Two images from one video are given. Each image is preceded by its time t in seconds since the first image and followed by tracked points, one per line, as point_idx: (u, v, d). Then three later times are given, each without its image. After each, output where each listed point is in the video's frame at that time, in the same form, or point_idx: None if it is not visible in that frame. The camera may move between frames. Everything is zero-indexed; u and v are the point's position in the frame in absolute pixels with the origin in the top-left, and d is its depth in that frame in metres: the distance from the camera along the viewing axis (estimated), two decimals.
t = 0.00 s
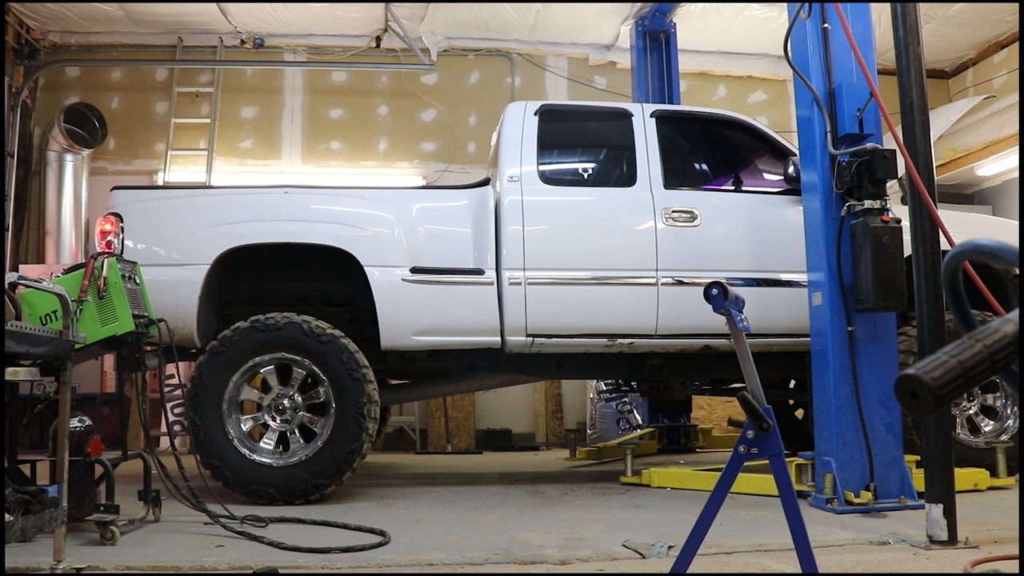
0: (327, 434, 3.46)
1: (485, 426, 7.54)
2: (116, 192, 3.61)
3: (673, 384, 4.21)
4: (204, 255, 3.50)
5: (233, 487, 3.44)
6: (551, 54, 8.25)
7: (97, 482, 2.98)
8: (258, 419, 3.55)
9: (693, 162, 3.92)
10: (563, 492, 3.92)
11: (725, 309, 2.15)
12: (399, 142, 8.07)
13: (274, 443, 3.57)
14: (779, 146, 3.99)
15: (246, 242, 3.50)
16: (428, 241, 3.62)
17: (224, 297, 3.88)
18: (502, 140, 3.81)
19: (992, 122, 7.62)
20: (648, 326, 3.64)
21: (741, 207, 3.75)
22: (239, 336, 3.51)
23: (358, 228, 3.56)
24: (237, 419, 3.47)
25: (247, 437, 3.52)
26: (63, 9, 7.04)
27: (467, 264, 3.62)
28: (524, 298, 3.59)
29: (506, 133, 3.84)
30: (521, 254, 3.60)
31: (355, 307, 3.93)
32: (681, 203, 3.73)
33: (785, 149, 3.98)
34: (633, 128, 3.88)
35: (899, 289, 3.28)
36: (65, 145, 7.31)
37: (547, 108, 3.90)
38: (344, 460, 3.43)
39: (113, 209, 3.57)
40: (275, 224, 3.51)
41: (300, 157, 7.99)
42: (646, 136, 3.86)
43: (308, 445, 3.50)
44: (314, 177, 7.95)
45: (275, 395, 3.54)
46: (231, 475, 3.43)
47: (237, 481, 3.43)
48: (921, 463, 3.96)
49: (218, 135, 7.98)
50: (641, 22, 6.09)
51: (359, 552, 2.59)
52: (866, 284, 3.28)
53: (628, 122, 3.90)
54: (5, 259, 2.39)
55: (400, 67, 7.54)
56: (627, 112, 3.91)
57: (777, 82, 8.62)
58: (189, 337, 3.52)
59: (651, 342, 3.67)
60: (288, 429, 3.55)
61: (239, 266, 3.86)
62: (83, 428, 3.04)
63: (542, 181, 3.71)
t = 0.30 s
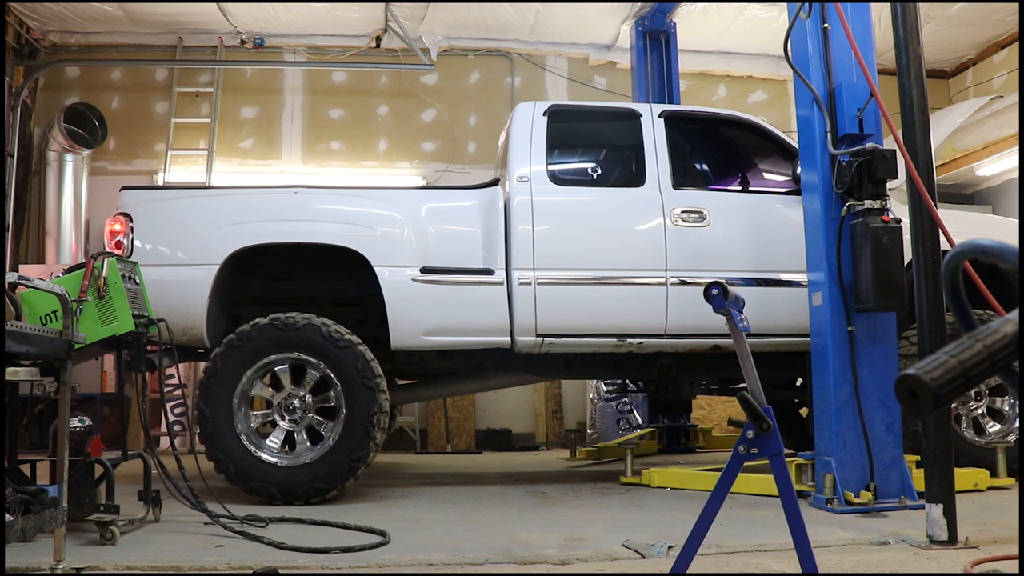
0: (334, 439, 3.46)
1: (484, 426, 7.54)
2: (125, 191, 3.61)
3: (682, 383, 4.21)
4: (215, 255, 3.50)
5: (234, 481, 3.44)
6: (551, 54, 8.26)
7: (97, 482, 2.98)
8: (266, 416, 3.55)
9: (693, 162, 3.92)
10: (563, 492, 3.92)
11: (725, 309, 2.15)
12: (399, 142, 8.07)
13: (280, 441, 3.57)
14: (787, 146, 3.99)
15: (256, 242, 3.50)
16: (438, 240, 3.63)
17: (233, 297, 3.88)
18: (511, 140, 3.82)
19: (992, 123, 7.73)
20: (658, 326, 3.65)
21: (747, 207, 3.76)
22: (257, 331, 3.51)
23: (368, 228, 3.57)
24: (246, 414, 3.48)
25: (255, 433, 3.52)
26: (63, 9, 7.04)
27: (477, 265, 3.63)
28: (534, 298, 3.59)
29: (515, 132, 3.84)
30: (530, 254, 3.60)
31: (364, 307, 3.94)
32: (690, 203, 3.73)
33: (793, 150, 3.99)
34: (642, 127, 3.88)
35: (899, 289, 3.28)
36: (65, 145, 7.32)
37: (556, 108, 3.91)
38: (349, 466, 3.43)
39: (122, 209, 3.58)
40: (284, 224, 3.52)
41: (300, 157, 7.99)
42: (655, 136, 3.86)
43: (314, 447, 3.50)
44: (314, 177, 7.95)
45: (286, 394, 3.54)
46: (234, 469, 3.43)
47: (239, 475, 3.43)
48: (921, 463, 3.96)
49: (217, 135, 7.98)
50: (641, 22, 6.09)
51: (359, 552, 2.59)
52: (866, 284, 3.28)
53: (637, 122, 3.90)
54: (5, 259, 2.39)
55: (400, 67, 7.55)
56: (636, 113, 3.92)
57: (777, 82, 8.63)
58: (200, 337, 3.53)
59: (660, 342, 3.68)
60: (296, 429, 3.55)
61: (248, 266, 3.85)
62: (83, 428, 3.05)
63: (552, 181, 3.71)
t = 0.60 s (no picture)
0: (340, 443, 3.46)
1: (485, 426, 7.54)
2: (133, 191, 3.61)
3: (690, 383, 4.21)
4: (223, 255, 3.50)
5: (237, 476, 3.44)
6: (551, 54, 8.26)
7: (97, 482, 2.98)
8: (274, 414, 3.55)
9: (694, 162, 3.91)
10: (563, 492, 3.92)
11: (725, 309, 2.15)
12: (399, 141, 8.07)
13: (286, 441, 3.57)
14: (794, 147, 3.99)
15: (265, 242, 3.50)
16: (447, 239, 3.63)
17: (241, 297, 3.87)
18: (520, 139, 3.82)
19: (992, 122, 7.65)
20: (666, 326, 3.64)
21: (752, 205, 3.77)
22: (274, 329, 3.52)
23: (377, 228, 3.57)
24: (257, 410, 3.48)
25: (262, 430, 3.52)
26: (63, 9, 7.04)
27: (486, 265, 3.63)
28: (543, 298, 3.59)
29: (522, 133, 3.84)
30: (539, 254, 3.60)
31: (371, 307, 3.94)
32: (698, 203, 3.73)
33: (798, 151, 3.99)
34: (650, 128, 3.89)
35: (899, 289, 3.28)
36: (65, 145, 7.32)
37: (564, 109, 3.91)
38: (353, 472, 3.43)
39: (130, 209, 3.58)
40: (293, 224, 3.52)
41: (300, 158, 7.99)
42: (663, 136, 3.86)
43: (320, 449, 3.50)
44: (314, 177, 7.95)
45: (297, 394, 3.54)
46: (238, 463, 3.43)
47: (242, 471, 3.43)
48: (921, 463, 3.96)
49: (217, 135, 7.97)
50: (641, 22, 6.09)
51: (359, 552, 2.59)
52: (866, 284, 3.28)
53: (644, 123, 3.91)
54: (5, 259, 2.39)
55: (400, 67, 7.55)
56: (644, 113, 3.92)
57: (777, 82, 8.63)
58: (208, 337, 3.53)
59: (668, 342, 3.67)
60: (303, 430, 3.55)
61: (255, 265, 3.84)
62: (83, 428, 3.05)
63: (560, 181, 3.71)
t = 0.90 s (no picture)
0: (347, 447, 3.46)
1: (484, 426, 7.54)
2: (140, 191, 3.61)
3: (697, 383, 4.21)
4: (231, 255, 3.50)
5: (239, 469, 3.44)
6: (551, 54, 8.26)
7: (97, 482, 2.98)
8: (282, 412, 3.55)
9: (694, 163, 3.91)
10: (563, 492, 3.92)
11: (725, 309, 2.15)
12: (399, 141, 8.07)
13: (291, 439, 3.57)
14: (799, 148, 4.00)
15: (272, 242, 3.50)
16: (455, 239, 3.63)
17: (248, 297, 3.88)
18: (527, 139, 3.82)
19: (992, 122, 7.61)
20: (674, 326, 3.65)
21: (756, 204, 3.77)
22: (291, 327, 3.52)
23: (385, 228, 3.57)
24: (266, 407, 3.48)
25: (270, 427, 3.52)
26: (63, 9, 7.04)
27: (494, 265, 3.63)
28: (551, 298, 3.60)
29: (530, 133, 3.84)
30: (548, 254, 3.61)
31: (378, 307, 3.95)
32: (706, 203, 3.74)
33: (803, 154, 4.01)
34: (657, 128, 3.89)
35: (899, 289, 3.28)
36: (65, 145, 7.32)
37: (571, 109, 3.91)
38: (356, 476, 3.43)
39: (139, 209, 3.58)
40: (300, 224, 3.52)
41: (300, 158, 7.99)
42: (670, 137, 3.86)
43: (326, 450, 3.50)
44: (314, 177, 7.95)
45: (306, 394, 3.54)
46: (243, 457, 3.43)
47: (246, 465, 3.43)
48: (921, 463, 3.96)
49: (217, 135, 7.97)
50: (641, 22, 6.09)
51: (359, 552, 2.59)
52: (866, 284, 3.28)
53: (652, 123, 3.91)
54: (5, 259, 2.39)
55: (400, 67, 7.55)
56: (651, 113, 3.92)
57: (777, 82, 8.63)
58: (217, 338, 3.53)
59: (676, 341, 3.68)
60: (310, 430, 3.55)
61: (263, 265, 3.84)
62: (83, 428, 3.05)
63: (568, 181, 3.72)
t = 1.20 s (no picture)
0: (352, 450, 3.45)
1: (484, 426, 7.54)
2: (148, 191, 3.61)
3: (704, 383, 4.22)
4: (237, 255, 3.50)
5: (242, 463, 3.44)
6: (551, 54, 8.27)
7: (96, 482, 2.98)
8: (289, 409, 3.55)
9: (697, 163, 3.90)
10: (563, 492, 3.92)
11: (725, 309, 2.15)
12: (399, 141, 8.07)
13: (296, 437, 3.57)
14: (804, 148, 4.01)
15: (279, 242, 3.51)
16: (463, 238, 3.63)
17: (256, 297, 3.88)
18: (535, 139, 3.83)
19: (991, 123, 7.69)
20: (681, 326, 3.66)
21: (758, 205, 3.77)
22: (308, 326, 3.52)
23: (394, 228, 3.57)
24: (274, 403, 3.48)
25: (276, 424, 3.52)
26: (63, 9, 7.04)
27: (502, 265, 3.63)
28: (559, 299, 3.60)
29: (537, 133, 3.84)
30: (556, 254, 3.61)
31: (386, 307, 3.95)
32: (713, 203, 3.75)
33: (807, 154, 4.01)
34: (664, 128, 3.90)
35: (899, 289, 3.28)
36: (65, 145, 7.33)
37: (578, 109, 3.91)
38: (358, 480, 3.43)
39: (146, 209, 3.58)
40: (306, 224, 3.52)
41: (300, 157, 7.99)
42: (678, 138, 3.87)
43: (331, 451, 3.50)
44: (314, 177, 7.95)
45: (315, 395, 3.54)
46: (248, 452, 3.44)
47: (249, 460, 3.43)
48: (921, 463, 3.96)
49: (218, 135, 7.97)
50: (641, 22, 6.09)
51: (359, 552, 2.59)
52: (866, 284, 3.28)
53: (659, 123, 3.92)
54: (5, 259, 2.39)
55: (400, 67, 7.54)
56: (658, 113, 3.93)
57: (777, 82, 8.64)
58: (225, 338, 3.53)
59: (683, 342, 3.68)
60: (316, 430, 3.55)
61: (271, 264, 3.84)
62: (83, 428, 3.06)
63: (576, 182, 3.72)
